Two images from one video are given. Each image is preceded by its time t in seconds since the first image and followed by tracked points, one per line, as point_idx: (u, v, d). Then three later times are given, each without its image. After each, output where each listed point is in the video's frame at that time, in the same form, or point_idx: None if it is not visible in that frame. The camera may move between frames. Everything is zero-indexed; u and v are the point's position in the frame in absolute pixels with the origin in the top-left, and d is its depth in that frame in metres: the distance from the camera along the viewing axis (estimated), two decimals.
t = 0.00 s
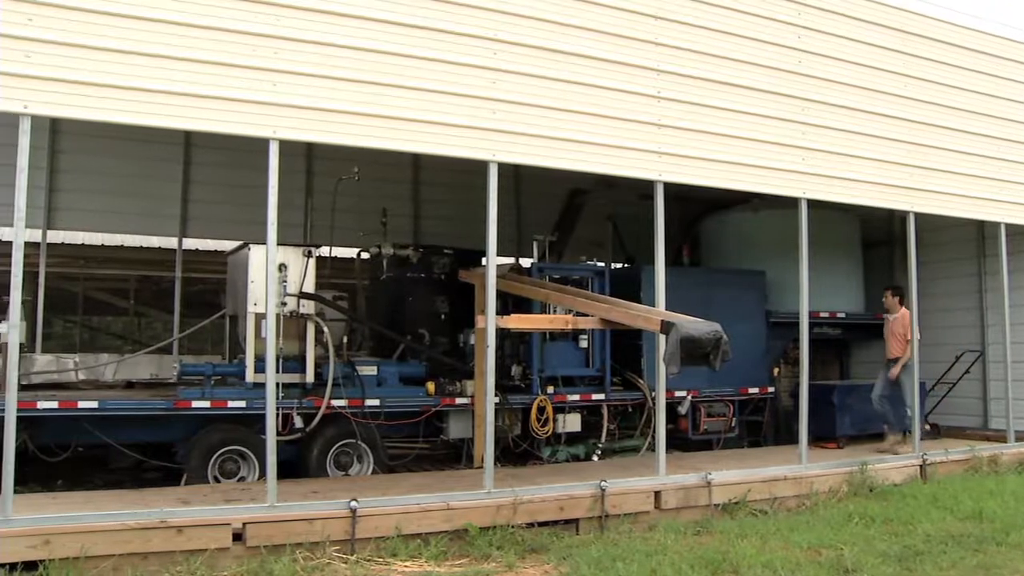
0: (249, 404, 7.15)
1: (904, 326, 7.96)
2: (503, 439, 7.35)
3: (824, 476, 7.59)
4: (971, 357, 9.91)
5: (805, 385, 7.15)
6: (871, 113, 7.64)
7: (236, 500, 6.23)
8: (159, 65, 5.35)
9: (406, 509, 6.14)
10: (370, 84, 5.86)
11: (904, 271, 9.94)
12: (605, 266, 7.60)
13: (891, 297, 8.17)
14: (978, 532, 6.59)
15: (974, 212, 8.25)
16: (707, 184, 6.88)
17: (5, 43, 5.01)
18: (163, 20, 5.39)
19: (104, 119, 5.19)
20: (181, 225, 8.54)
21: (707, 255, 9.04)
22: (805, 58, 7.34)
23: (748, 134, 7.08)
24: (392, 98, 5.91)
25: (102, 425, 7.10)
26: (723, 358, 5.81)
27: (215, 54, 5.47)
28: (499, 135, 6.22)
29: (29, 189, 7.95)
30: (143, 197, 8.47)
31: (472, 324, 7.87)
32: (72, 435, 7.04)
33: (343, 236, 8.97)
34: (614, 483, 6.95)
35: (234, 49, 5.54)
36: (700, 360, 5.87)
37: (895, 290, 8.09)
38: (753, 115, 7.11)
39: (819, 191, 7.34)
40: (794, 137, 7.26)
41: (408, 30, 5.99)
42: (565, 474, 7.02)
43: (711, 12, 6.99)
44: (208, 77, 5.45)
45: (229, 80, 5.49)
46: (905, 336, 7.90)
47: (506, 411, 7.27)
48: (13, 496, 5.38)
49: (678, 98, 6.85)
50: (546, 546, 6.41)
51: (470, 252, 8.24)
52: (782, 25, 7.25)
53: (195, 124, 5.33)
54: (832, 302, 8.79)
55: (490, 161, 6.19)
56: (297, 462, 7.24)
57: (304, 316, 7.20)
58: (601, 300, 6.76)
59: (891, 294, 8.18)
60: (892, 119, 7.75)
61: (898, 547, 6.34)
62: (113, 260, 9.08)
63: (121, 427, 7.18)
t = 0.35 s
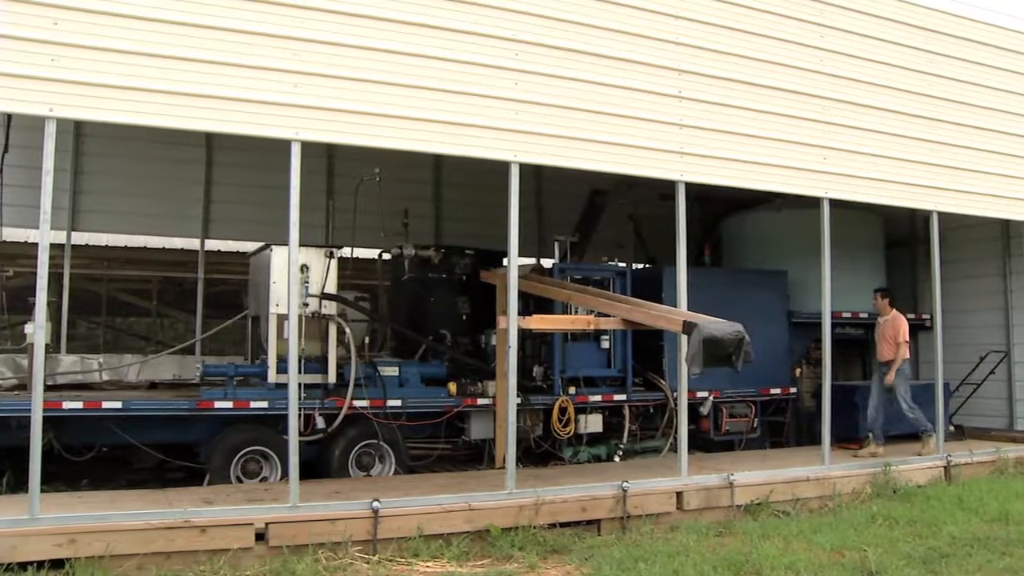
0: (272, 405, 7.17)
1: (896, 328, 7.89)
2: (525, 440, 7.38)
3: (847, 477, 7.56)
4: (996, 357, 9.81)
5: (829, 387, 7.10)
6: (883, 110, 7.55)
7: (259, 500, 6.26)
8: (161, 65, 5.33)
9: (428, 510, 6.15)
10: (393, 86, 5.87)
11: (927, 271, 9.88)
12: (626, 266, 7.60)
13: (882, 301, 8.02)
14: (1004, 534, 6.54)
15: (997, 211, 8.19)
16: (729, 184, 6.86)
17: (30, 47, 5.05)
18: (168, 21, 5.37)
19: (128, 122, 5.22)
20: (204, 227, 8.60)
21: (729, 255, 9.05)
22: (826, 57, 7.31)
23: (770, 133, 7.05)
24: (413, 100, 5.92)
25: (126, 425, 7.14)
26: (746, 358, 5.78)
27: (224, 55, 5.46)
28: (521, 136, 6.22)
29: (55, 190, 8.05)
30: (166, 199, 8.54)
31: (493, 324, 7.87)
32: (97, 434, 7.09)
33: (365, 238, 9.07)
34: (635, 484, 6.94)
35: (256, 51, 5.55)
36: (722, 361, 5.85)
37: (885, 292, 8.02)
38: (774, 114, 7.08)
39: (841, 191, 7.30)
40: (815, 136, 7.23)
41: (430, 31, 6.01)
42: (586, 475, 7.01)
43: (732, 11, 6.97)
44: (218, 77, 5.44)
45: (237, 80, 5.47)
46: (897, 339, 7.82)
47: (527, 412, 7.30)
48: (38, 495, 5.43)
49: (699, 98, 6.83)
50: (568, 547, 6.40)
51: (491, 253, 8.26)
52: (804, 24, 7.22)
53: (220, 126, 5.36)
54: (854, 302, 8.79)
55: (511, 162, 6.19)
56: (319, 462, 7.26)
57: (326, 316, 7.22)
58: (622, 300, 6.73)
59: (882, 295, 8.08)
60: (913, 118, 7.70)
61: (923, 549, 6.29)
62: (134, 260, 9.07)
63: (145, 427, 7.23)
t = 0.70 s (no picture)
0: (295, 405, 7.17)
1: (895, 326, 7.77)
2: (548, 440, 7.39)
3: (871, 478, 7.53)
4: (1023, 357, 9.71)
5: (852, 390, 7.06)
6: (910, 109, 7.53)
7: (282, 500, 6.28)
8: (161, 65, 5.31)
9: (451, 510, 6.15)
10: (416, 87, 5.89)
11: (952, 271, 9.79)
12: (649, 267, 7.61)
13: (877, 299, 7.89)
14: None
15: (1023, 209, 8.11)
16: (751, 184, 6.85)
17: (58, 51, 5.10)
18: (170, 20, 5.36)
19: (155, 125, 5.27)
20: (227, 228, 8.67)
21: (752, 255, 9.07)
22: (849, 55, 7.27)
23: (793, 133, 7.03)
24: (438, 101, 5.95)
25: (151, 425, 7.19)
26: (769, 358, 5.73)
27: (229, 55, 5.45)
28: (543, 136, 6.23)
29: (81, 191, 8.16)
30: (190, 200, 8.63)
31: (516, 325, 7.89)
32: (122, 434, 7.14)
33: (389, 239, 9.23)
34: (658, 485, 6.92)
35: (277, 52, 5.57)
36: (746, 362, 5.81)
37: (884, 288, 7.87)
38: (796, 114, 7.06)
39: (864, 190, 7.27)
40: (838, 135, 7.20)
41: (453, 32, 6.02)
42: (609, 475, 7.01)
43: (754, 10, 6.95)
44: (221, 77, 5.43)
45: (242, 80, 5.46)
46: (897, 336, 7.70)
47: (550, 412, 7.34)
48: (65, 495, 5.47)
49: (722, 97, 6.82)
50: (591, 547, 6.39)
51: (514, 253, 8.29)
52: (826, 23, 7.19)
53: (246, 128, 5.40)
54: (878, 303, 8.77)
55: (534, 162, 6.20)
56: (342, 462, 7.28)
57: (349, 317, 7.23)
58: (645, 300, 6.70)
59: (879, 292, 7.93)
60: (937, 116, 7.65)
61: (949, 551, 6.24)
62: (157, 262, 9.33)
63: (170, 428, 7.28)
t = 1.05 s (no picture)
0: (317, 406, 7.19)
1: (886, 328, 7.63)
2: (569, 441, 7.41)
3: (895, 480, 7.49)
4: None
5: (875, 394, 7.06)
6: (933, 107, 7.49)
7: (305, 500, 6.28)
8: (161, 65, 5.30)
9: (473, 510, 6.15)
10: (438, 87, 5.91)
11: (976, 270, 9.73)
12: (670, 267, 7.61)
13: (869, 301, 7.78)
14: None
15: None
16: (772, 183, 6.83)
17: (82, 54, 5.15)
18: (179, 21, 5.37)
19: (179, 126, 5.31)
20: (248, 229, 8.75)
21: (774, 254, 9.07)
22: (871, 54, 7.25)
23: (814, 132, 7.01)
24: (460, 102, 5.96)
25: (174, 425, 7.23)
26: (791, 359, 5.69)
27: (240, 56, 5.46)
28: (564, 137, 6.23)
29: (103, 194, 8.27)
30: (210, 202, 8.69)
31: (537, 325, 7.90)
32: (145, 434, 7.18)
33: (409, 239, 9.33)
34: (680, 485, 6.91)
35: (290, 52, 5.58)
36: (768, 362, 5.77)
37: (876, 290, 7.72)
38: (817, 113, 7.04)
39: (886, 189, 7.24)
40: (859, 134, 7.17)
41: (475, 33, 6.03)
42: (631, 476, 7.00)
43: (775, 9, 6.93)
44: (231, 78, 5.44)
45: (252, 80, 5.47)
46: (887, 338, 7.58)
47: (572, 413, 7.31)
48: (90, 494, 5.50)
49: (743, 97, 6.80)
50: (613, 548, 6.37)
51: (536, 253, 8.30)
52: (847, 21, 7.16)
53: (270, 129, 5.43)
54: (900, 302, 8.75)
55: (555, 162, 6.20)
56: (364, 463, 7.29)
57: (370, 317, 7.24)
58: (667, 301, 6.65)
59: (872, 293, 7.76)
60: (959, 114, 7.61)
61: (974, 553, 6.19)
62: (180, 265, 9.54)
63: (192, 428, 7.31)
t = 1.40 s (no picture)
0: (337, 406, 7.21)
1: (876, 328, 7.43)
2: (590, 441, 7.43)
3: (917, 481, 7.45)
4: None
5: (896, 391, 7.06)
6: (955, 105, 7.45)
7: (326, 500, 6.28)
8: (176, 66, 5.32)
9: (493, 510, 6.14)
10: (459, 88, 5.92)
11: (999, 269, 9.67)
12: (691, 267, 7.63)
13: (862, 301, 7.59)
14: None
15: None
16: (793, 183, 6.81)
17: (106, 57, 5.19)
18: (202, 23, 5.39)
19: (202, 128, 5.34)
20: (269, 230, 8.88)
21: (794, 254, 9.07)
22: (892, 52, 7.21)
23: (834, 131, 6.98)
24: (481, 102, 5.98)
25: (195, 425, 7.27)
26: (812, 359, 5.65)
27: (263, 57, 5.49)
28: (584, 137, 6.23)
29: (126, 195, 8.40)
30: (230, 203, 8.82)
31: (557, 325, 7.91)
32: (166, 434, 7.22)
33: (428, 239, 9.46)
34: (701, 485, 6.88)
35: (294, 52, 5.56)
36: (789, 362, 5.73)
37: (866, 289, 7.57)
38: (837, 112, 7.01)
39: (906, 189, 7.20)
40: (880, 134, 7.14)
41: (495, 34, 6.04)
42: (651, 476, 6.99)
43: (795, 8, 6.91)
44: (254, 79, 5.46)
45: (275, 81, 5.50)
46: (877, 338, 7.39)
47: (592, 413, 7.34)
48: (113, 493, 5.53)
49: (763, 96, 6.78)
50: (633, 549, 6.36)
51: (557, 253, 8.30)
52: (868, 20, 7.13)
53: (293, 130, 5.46)
54: (921, 302, 8.73)
55: (575, 162, 6.21)
56: (385, 463, 7.31)
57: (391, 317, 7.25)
58: (687, 301, 6.62)
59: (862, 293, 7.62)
60: (981, 112, 7.56)
61: (998, 556, 6.14)
62: (200, 265, 9.79)
63: (214, 428, 7.35)
